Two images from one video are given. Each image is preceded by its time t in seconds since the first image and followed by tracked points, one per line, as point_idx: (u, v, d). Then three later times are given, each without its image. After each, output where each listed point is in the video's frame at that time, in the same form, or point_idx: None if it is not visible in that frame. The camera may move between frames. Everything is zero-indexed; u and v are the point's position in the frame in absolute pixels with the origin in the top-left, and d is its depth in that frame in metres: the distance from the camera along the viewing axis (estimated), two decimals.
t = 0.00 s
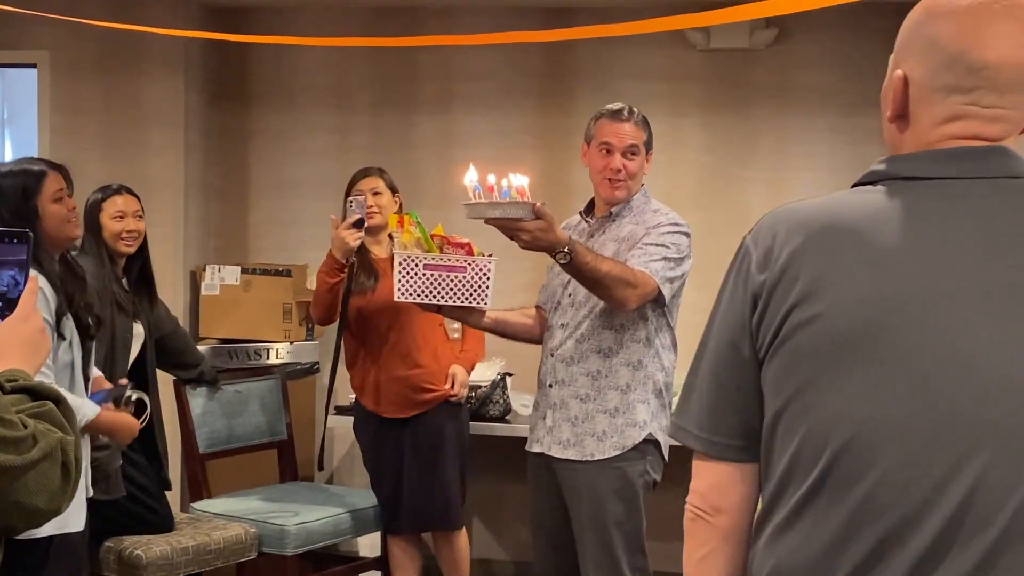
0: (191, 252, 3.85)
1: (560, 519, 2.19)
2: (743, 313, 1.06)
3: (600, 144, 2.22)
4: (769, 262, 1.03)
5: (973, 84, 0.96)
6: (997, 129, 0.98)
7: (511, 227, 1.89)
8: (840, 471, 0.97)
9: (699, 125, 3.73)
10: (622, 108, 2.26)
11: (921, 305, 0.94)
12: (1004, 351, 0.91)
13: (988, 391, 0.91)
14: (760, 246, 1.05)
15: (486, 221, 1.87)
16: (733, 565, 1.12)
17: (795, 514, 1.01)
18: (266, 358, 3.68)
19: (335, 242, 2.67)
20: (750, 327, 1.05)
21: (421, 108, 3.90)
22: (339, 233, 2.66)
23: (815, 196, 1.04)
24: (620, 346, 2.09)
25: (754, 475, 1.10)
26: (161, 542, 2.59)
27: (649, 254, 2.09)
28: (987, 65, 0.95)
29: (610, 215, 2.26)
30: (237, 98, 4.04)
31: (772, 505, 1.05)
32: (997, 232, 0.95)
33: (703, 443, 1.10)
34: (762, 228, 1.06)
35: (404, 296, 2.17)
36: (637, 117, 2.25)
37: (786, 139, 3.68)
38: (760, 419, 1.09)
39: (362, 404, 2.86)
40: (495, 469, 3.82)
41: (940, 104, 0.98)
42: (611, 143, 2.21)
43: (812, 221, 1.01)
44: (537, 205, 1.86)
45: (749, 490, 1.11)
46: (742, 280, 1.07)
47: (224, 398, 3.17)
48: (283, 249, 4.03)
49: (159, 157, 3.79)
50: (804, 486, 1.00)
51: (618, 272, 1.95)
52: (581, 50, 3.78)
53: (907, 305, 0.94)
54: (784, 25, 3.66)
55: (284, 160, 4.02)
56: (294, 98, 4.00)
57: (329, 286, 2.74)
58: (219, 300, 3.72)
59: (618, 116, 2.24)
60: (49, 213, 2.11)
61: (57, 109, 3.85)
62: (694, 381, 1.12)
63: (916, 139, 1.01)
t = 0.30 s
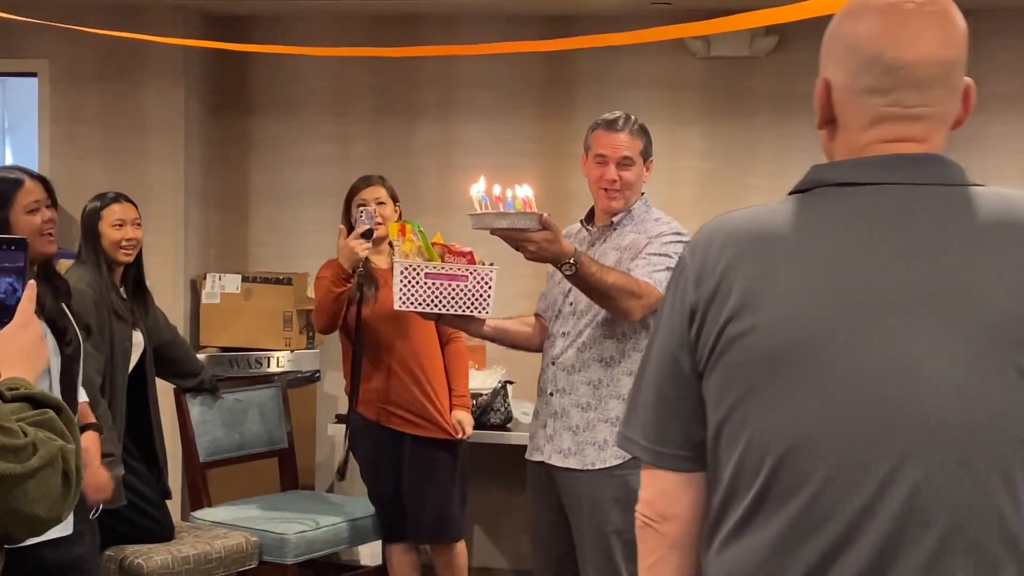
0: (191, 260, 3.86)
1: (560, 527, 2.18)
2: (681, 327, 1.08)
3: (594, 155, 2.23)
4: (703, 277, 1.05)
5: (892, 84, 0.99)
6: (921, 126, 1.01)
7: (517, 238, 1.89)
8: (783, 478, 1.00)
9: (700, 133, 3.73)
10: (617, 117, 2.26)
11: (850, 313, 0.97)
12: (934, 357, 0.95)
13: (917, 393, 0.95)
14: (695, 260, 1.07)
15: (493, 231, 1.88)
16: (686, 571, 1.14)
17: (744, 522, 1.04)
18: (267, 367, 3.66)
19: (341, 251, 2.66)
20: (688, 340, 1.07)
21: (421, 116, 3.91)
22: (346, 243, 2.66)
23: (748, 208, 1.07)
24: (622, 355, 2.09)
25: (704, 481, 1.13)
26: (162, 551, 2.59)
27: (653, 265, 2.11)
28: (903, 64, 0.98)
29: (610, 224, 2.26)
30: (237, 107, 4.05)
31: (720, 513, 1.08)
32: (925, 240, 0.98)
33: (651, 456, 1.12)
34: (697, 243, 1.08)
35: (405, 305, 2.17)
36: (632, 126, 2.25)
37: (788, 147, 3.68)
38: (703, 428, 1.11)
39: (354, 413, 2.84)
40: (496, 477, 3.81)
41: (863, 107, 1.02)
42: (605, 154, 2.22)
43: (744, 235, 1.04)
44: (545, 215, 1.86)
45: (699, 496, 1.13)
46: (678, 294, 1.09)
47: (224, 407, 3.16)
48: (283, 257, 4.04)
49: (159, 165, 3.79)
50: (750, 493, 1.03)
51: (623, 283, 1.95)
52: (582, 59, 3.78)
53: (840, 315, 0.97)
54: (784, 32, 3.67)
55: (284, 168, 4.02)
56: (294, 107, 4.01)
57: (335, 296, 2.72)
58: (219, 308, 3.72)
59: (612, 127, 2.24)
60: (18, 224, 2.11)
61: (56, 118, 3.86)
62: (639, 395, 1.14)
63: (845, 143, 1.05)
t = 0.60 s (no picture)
0: (191, 265, 3.86)
1: (560, 533, 2.18)
2: (626, 343, 1.10)
3: (581, 158, 2.25)
4: (646, 293, 1.07)
5: (813, 98, 1.01)
6: (847, 136, 1.03)
7: (524, 248, 1.86)
8: (725, 491, 1.01)
9: (700, 136, 3.73)
10: (604, 120, 2.27)
11: (787, 329, 0.98)
12: (867, 370, 0.96)
13: (853, 406, 0.96)
14: (637, 279, 1.09)
15: (503, 241, 1.85)
16: None
17: (691, 533, 1.05)
18: (265, 371, 3.66)
19: (340, 259, 2.61)
20: (633, 354, 1.09)
21: (420, 120, 3.91)
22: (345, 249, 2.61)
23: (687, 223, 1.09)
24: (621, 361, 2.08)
25: (653, 491, 1.15)
26: (161, 555, 2.58)
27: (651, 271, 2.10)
28: (821, 77, 1.00)
29: (606, 229, 2.26)
30: (235, 111, 4.05)
31: (670, 524, 1.09)
32: (858, 252, 0.99)
33: (602, 469, 1.14)
34: (639, 261, 1.10)
35: (402, 310, 2.17)
36: (620, 128, 2.25)
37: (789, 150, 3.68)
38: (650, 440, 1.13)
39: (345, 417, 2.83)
40: (496, 481, 3.80)
41: (788, 122, 1.04)
42: (589, 157, 2.23)
43: (682, 253, 1.05)
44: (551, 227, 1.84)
45: (648, 506, 1.15)
46: (624, 311, 1.11)
47: (223, 412, 3.15)
48: (282, 262, 4.04)
49: (158, 169, 3.79)
50: (697, 504, 1.05)
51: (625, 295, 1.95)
52: (581, 62, 3.79)
53: (774, 329, 0.98)
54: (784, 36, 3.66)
55: (283, 173, 4.02)
56: (292, 112, 4.01)
57: (336, 304, 2.68)
58: (218, 313, 3.71)
59: (600, 130, 2.25)
60: None
61: (55, 123, 3.86)
62: (589, 410, 1.16)
63: (775, 158, 1.07)
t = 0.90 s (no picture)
0: (191, 268, 3.86)
1: (560, 538, 2.18)
2: (614, 356, 1.10)
3: (580, 163, 2.26)
4: (635, 304, 1.07)
5: (791, 100, 1.02)
6: (825, 140, 1.03)
7: (527, 261, 1.86)
8: (719, 502, 1.01)
9: (700, 141, 3.74)
10: (603, 124, 2.27)
11: (777, 339, 0.98)
12: (856, 378, 0.96)
13: (845, 416, 0.96)
14: (624, 290, 1.10)
15: (512, 254, 1.85)
16: None
17: (685, 542, 1.06)
18: (266, 375, 3.66)
19: (342, 261, 2.61)
20: (623, 364, 1.10)
21: (419, 124, 3.92)
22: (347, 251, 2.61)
23: (671, 232, 1.09)
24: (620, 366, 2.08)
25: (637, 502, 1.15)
26: (161, 560, 2.57)
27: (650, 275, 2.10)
28: (799, 79, 1.00)
29: (605, 233, 2.26)
30: (235, 116, 4.05)
31: (663, 533, 1.09)
32: (845, 259, 1.00)
33: (592, 481, 1.14)
34: (624, 272, 1.11)
35: (401, 315, 2.17)
36: (618, 132, 2.26)
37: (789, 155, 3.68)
38: (639, 449, 1.13)
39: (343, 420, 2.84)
40: (496, 485, 3.80)
41: (766, 123, 1.04)
42: (588, 161, 2.24)
43: (670, 262, 1.06)
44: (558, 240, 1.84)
45: (635, 515, 1.15)
46: (610, 323, 1.12)
47: (223, 416, 3.16)
48: (282, 266, 4.04)
49: (158, 174, 3.80)
50: (690, 514, 1.05)
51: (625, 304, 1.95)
52: (580, 67, 3.80)
53: (764, 338, 0.98)
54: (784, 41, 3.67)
55: (283, 177, 4.03)
56: (291, 116, 4.01)
57: (339, 307, 2.67)
58: (217, 317, 3.71)
59: (598, 134, 2.25)
60: None
61: (55, 127, 3.87)
62: (576, 423, 1.16)
63: (755, 161, 1.08)
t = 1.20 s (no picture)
0: (195, 272, 3.87)
1: (563, 542, 2.17)
2: (610, 363, 1.10)
3: (585, 167, 2.25)
4: (631, 310, 1.07)
5: (739, 109, 1.04)
6: (780, 148, 1.04)
7: (532, 264, 1.86)
8: (719, 507, 1.01)
9: (704, 144, 3.74)
10: (608, 127, 2.27)
11: (773, 344, 0.98)
12: (853, 382, 0.96)
13: (844, 420, 0.96)
14: (618, 296, 1.10)
15: (519, 255, 1.85)
16: None
17: (685, 547, 1.05)
18: (268, 379, 3.65)
19: (342, 270, 2.60)
20: (621, 370, 1.09)
21: (422, 127, 3.92)
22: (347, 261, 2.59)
23: (665, 237, 1.09)
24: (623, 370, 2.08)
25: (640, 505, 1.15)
26: (165, 564, 2.57)
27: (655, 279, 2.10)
28: (744, 88, 1.03)
29: (609, 237, 2.26)
30: (238, 119, 4.06)
31: (663, 538, 1.09)
32: (841, 263, 0.99)
33: (592, 486, 1.13)
34: (618, 278, 1.11)
35: (405, 318, 2.17)
36: (623, 136, 2.25)
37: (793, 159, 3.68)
38: (638, 454, 1.13)
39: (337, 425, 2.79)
40: (499, 489, 3.80)
41: (730, 128, 1.07)
42: (593, 165, 2.23)
43: (665, 268, 1.06)
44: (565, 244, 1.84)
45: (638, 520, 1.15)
46: (605, 328, 1.11)
47: (227, 420, 3.16)
48: (285, 269, 4.04)
49: (162, 177, 3.80)
50: (689, 519, 1.05)
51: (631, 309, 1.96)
52: (584, 70, 3.80)
53: (758, 342, 0.98)
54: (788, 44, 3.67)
55: (286, 181, 4.03)
56: (294, 120, 4.02)
57: (339, 317, 2.64)
58: (221, 321, 3.72)
59: (603, 138, 2.25)
60: None
61: (60, 131, 3.87)
62: (574, 429, 1.15)
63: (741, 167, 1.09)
